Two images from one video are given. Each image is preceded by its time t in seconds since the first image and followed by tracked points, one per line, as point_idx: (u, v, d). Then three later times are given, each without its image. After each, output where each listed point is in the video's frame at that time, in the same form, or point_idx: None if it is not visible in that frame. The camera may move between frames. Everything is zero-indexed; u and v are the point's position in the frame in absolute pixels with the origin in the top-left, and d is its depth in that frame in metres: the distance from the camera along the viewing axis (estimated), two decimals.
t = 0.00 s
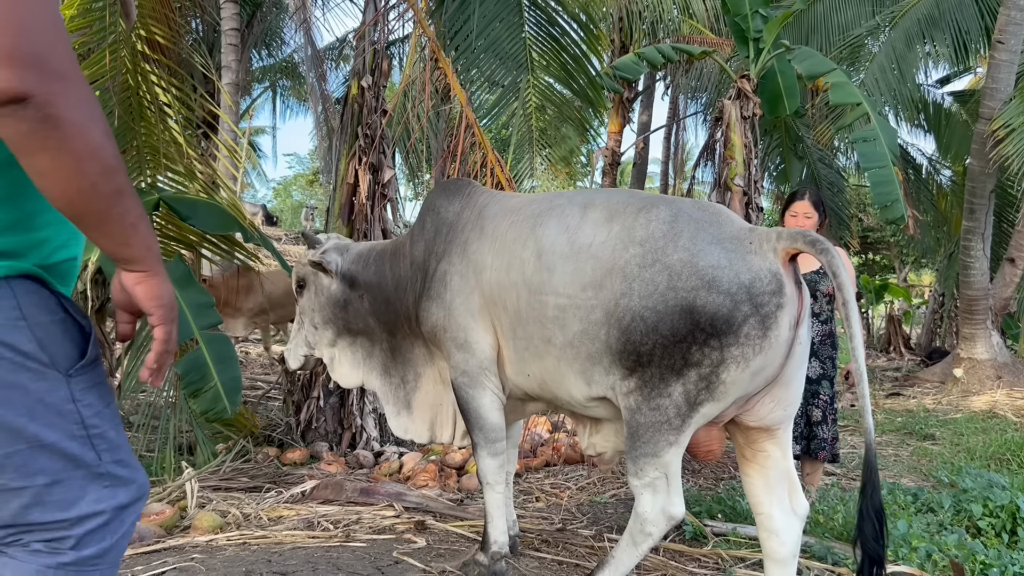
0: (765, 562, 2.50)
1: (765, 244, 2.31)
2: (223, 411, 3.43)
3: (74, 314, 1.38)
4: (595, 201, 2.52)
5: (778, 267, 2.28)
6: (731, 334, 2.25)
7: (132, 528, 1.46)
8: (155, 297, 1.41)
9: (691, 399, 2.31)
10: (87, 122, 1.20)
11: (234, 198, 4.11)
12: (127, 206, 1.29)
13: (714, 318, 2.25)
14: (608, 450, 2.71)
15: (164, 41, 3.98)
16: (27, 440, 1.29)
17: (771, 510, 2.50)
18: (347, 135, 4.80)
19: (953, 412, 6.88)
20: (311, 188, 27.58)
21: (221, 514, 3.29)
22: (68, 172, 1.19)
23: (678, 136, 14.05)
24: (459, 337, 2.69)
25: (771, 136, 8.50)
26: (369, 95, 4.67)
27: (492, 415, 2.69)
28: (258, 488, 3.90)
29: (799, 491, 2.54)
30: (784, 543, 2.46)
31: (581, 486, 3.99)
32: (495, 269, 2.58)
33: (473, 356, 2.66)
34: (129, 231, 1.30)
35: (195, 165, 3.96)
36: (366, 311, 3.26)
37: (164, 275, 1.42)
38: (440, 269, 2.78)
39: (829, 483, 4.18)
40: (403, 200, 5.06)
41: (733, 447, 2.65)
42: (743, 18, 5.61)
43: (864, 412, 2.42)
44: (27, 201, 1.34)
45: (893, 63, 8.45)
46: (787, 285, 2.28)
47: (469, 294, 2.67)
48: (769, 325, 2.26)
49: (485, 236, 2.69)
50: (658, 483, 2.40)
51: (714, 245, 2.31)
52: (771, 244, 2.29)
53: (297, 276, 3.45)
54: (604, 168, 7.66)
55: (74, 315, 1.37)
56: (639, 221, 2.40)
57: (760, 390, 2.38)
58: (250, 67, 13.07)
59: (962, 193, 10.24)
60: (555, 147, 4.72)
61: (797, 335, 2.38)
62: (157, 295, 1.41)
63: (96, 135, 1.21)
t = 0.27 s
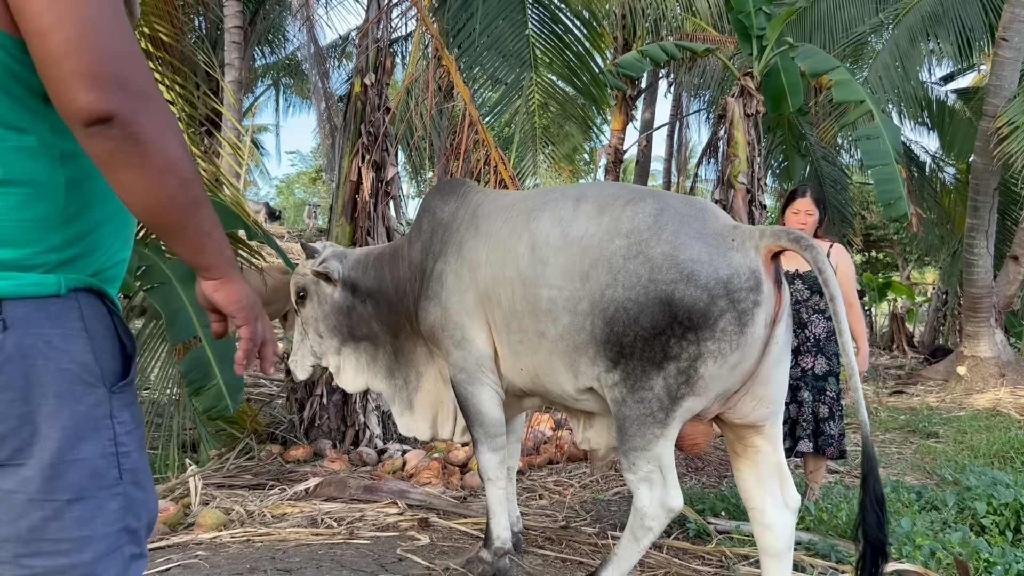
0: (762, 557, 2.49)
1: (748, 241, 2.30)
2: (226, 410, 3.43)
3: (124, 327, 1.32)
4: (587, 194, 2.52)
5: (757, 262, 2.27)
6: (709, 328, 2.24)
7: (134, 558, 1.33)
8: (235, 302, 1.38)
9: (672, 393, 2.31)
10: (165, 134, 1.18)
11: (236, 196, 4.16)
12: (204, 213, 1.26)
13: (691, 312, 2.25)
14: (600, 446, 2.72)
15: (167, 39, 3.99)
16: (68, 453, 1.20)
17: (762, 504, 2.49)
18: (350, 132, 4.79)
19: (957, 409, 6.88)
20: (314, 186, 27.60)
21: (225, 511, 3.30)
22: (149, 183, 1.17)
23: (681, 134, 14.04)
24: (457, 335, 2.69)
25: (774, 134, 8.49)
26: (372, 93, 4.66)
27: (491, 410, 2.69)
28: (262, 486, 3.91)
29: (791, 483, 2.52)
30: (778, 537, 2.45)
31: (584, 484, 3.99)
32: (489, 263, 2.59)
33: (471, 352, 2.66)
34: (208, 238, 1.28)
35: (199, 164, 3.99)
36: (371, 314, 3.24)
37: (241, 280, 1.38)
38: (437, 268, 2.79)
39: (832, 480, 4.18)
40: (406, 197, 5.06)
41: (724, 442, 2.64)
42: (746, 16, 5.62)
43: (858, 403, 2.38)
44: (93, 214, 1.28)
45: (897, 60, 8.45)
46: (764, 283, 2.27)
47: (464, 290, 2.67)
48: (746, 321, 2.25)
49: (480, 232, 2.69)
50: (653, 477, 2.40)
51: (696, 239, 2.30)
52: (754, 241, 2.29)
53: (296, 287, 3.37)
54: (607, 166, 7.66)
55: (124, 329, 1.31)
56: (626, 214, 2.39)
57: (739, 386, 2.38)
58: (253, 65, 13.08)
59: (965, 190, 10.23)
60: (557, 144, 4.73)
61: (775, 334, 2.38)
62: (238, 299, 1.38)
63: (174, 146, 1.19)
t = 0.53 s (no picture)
0: (741, 536, 2.56)
1: (712, 230, 2.41)
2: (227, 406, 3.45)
3: (205, 362, 1.34)
4: (560, 191, 2.65)
5: (719, 248, 2.38)
6: (674, 315, 2.35)
7: None
8: (302, 369, 1.27)
9: (645, 380, 2.40)
10: (247, 189, 1.18)
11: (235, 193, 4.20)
12: (277, 275, 1.20)
13: (657, 299, 2.36)
14: (579, 439, 2.89)
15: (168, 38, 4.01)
16: (149, 474, 1.22)
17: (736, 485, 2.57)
18: (351, 130, 4.79)
19: (957, 407, 6.88)
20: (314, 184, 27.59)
21: (225, 508, 3.30)
22: (224, 237, 1.15)
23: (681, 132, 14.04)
24: (444, 336, 2.81)
25: (774, 131, 8.49)
26: (373, 91, 4.65)
27: (483, 403, 2.78)
28: (263, 483, 3.91)
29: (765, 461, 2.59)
30: (755, 513, 2.52)
31: (585, 481, 3.99)
32: (470, 262, 2.73)
33: (460, 349, 2.78)
34: (282, 303, 1.21)
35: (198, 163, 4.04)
36: (365, 322, 3.26)
37: (313, 347, 1.28)
38: (424, 270, 2.91)
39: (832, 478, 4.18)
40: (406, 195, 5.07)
41: (695, 431, 2.75)
42: (747, 13, 5.65)
43: (817, 385, 2.48)
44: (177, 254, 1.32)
45: (898, 58, 8.45)
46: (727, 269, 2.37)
47: (449, 290, 2.79)
48: (710, 307, 2.34)
49: (463, 233, 2.82)
50: (642, 467, 2.48)
51: (661, 228, 2.42)
52: (718, 230, 2.40)
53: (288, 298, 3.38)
54: (607, 164, 7.66)
55: (205, 364, 1.33)
56: (596, 207, 2.52)
57: (708, 374, 2.48)
58: (253, 62, 13.06)
59: (966, 188, 10.25)
60: (557, 143, 4.68)
61: (741, 320, 2.46)
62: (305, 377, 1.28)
63: (253, 203, 1.18)
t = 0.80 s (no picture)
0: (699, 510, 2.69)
1: (690, 223, 2.50)
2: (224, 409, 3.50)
3: (256, 362, 1.45)
4: (541, 187, 2.74)
5: (697, 239, 2.47)
6: (653, 303, 2.42)
7: None
8: (365, 369, 1.51)
9: (627, 367, 2.46)
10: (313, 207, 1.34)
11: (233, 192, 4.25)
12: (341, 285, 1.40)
13: (637, 287, 2.43)
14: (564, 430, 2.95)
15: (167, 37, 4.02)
16: (192, 470, 1.33)
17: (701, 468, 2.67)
18: (350, 128, 4.79)
19: (956, 405, 6.88)
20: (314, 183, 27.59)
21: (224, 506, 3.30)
22: (295, 254, 1.33)
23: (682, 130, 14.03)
24: (425, 337, 2.92)
25: (774, 130, 8.51)
26: (372, 89, 4.65)
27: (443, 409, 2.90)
28: (262, 481, 3.92)
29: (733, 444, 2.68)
30: (713, 489, 2.63)
31: (584, 479, 4.00)
32: (453, 260, 2.82)
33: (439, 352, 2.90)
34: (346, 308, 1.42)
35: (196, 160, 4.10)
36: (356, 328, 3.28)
37: (374, 351, 1.51)
38: (407, 273, 2.99)
39: (831, 476, 4.19)
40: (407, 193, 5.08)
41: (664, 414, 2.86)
42: (747, 11, 5.67)
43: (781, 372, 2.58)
44: (238, 258, 1.46)
45: (897, 56, 8.47)
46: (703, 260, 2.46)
47: (434, 289, 2.89)
48: (688, 293, 2.43)
49: (445, 233, 2.91)
50: (632, 455, 2.54)
51: (640, 219, 2.51)
52: (697, 222, 2.49)
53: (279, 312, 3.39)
54: (607, 162, 7.67)
55: (257, 364, 1.45)
56: (575, 199, 2.60)
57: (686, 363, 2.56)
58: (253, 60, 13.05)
59: (966, 186, 10.25)
60: (558, 141, 4.79)
61: (717, 309, 2.58)
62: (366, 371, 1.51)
63: (321, 222, 1.34)
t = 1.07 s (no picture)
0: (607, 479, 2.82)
1: (666, 220, 2.55)
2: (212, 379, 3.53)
3: (275, 363, 1.46)
4: (516, 190, 2.77)
5: (675, 236, 2.52)
6: (637, 299, 2.45)
7: None
8: (379, 354, 1.56)
9: (614, 361, 2.48)
10: (334, 207, 1.35)
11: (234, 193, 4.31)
12: (363, 279, 1.44)
13: (621, 285, 2.46)
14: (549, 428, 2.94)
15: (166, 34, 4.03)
16: (197, 464, 1.33)
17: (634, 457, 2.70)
18: (348, 127, 4.80)
19: (955, 404, 6.89)
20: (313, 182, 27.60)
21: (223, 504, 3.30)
22: (317, 251, 1.34)
23: (681, 129, 14.03)
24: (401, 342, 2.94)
25: (772, 129, 8.51)
26: (371, 87, 4.66)
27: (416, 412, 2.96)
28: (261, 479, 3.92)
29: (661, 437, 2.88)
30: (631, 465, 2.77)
31: (582, 478, 4.01)
32: (431, 266, 2.85)
33: (414, 358, 2.94)
34: (366, 301, 1.46)
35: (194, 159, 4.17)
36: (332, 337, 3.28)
37: (389, 337, 1.56)
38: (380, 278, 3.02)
39: (829, 474, 4.19)
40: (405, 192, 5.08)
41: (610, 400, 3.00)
42: (746, 11, 5.60)
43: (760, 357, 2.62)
44: (266, 258, 1.47)
45: (896, 55, 8.45)
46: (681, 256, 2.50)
47: (411, 298, 2.93)
48: (670, 289, 2.47)
49: (419, 241, 2.95)
50: (619, 445, 2.53)
51: (619, 218, 2.54)
52: (672, 220, 2.54)
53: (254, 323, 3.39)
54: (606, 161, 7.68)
55: (275, 364, 1.46)
56: (554, 200, 2.63)
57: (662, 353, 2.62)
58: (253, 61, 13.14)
59: (964, 185, 10.26)
60: (557, 139, 4.83)
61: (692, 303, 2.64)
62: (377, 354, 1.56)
63: (342, 222, 1.35)
